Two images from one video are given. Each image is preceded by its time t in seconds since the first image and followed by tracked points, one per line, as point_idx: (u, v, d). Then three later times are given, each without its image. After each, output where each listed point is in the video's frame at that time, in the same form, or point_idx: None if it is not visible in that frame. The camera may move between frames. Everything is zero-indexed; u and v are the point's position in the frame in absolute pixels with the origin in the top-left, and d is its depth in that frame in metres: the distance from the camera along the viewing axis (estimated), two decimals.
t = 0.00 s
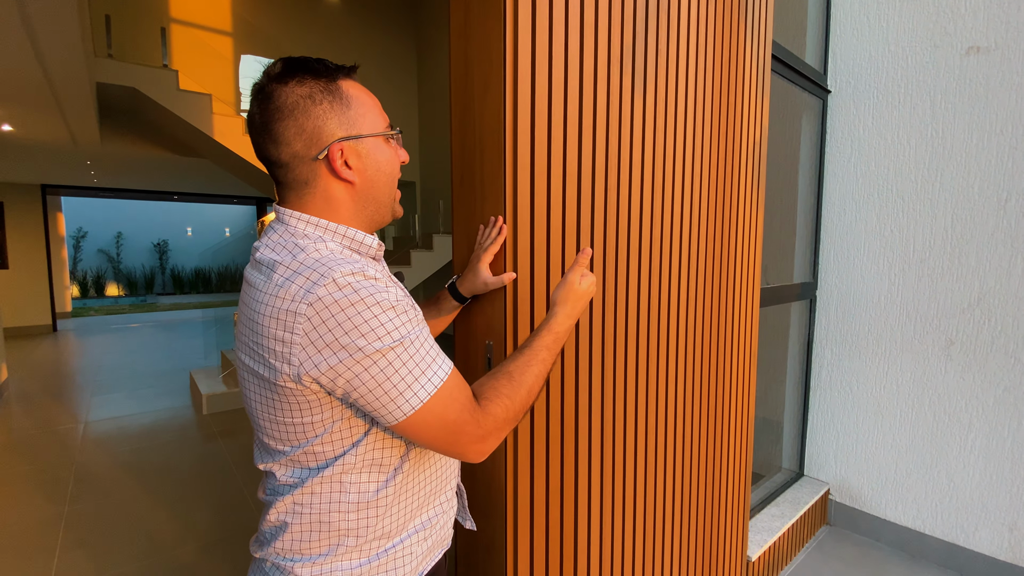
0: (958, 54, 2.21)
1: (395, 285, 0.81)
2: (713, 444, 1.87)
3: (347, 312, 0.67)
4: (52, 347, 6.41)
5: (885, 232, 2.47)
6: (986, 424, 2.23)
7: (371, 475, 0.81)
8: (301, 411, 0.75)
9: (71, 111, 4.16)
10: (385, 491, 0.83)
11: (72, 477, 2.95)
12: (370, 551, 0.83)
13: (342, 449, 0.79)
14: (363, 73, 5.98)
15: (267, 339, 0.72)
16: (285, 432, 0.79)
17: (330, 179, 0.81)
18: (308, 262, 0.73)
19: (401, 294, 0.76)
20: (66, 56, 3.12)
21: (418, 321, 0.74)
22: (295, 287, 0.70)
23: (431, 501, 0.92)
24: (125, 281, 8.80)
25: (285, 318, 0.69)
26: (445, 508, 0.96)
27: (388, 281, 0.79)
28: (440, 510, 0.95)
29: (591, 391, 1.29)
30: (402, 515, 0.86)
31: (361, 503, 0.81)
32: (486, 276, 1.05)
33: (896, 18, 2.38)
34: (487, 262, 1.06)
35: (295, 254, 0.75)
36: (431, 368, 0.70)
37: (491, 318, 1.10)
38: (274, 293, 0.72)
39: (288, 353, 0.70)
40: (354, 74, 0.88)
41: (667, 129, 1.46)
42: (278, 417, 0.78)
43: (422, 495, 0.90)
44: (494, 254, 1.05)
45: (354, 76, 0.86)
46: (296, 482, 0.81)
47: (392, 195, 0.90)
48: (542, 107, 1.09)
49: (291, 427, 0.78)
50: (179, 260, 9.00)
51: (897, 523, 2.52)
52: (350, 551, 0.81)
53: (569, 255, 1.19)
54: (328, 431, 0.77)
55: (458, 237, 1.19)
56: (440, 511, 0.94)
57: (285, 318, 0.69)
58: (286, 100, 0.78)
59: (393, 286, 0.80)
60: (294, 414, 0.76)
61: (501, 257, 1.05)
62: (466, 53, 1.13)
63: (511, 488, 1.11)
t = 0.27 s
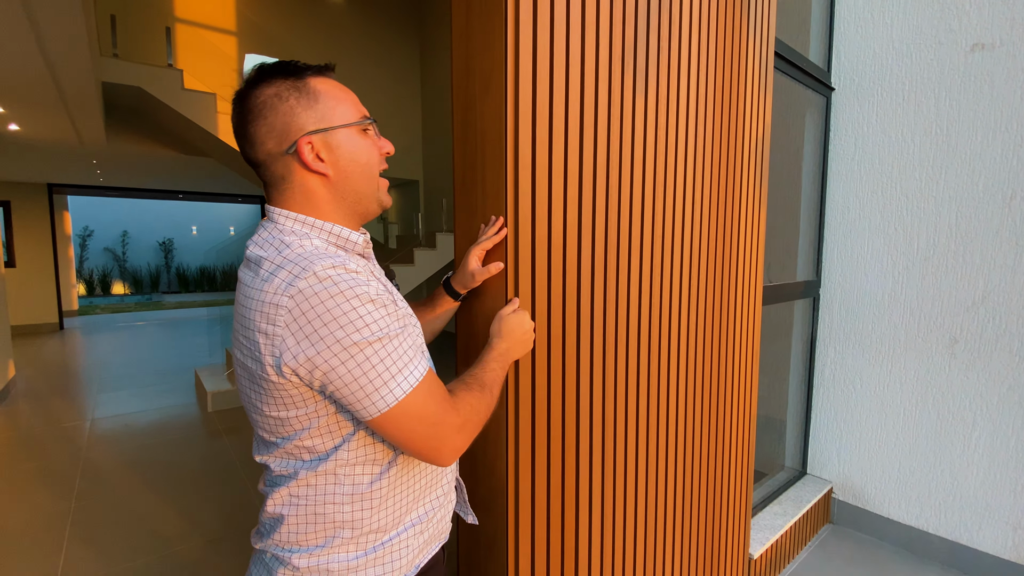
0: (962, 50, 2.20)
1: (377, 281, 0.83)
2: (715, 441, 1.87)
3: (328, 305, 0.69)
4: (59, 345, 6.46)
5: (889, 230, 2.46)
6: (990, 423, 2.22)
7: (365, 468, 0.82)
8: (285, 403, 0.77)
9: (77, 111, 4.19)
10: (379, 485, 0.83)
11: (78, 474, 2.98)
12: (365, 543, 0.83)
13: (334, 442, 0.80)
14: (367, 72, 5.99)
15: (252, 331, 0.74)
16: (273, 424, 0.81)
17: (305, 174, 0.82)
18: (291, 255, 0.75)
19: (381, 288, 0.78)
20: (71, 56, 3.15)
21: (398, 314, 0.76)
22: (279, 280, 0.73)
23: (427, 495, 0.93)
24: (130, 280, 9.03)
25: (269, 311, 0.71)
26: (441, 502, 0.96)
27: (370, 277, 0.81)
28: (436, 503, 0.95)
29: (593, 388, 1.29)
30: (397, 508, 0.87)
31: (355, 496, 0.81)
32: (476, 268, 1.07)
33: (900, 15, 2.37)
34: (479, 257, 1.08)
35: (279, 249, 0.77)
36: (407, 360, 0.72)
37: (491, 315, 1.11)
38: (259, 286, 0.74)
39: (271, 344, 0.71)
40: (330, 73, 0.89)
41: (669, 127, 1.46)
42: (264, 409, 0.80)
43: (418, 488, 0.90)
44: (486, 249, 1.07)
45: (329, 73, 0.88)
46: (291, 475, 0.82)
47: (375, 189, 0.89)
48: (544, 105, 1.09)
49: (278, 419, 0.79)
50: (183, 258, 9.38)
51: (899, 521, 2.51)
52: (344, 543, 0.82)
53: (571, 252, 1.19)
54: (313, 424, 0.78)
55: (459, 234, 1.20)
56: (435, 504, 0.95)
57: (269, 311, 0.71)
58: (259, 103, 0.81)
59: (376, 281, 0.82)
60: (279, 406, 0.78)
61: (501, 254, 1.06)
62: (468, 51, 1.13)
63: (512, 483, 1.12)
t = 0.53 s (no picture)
0: (971, 49, 2.18)
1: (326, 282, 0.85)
2: (719, 443, 1.86)
3: (244, 304, 0.74)
4: (71, 344, 6.55)
5: (897, 231, 2.44)
6: (1000, 426, 2.19)
7: (324, 463, 0.85)
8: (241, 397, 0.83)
9: (88, 114, 4.26)
10: (348, 482, 0.84)
11: (88, 472, 3.02)
12: (333, 535, 0.86)
13: (292, 436, 0.85)
14: (374, 74, 6.02)
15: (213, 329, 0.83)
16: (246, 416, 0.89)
17: (264, 186, 0.91)
18: (240, 260, 0.82)
19: (315, 288, 0.80)
20: (82, 60, 3.19)
21: (322, 311, 0.77)
22: (225, 283, 0.80)
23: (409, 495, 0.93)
24: (141, 280, 9.15)
25: (215, 311, 0.79)
26: (427, 503, 0.96)
27: (316, 278, 0.84)
28: (420, 504, 0.95)
29: (594, 391, 1.29)
30: (369, 506, 0.87)
31: (314, 488, 0.85)
32: (474, 275, 1.09)
33: (908, 14, 2.35)
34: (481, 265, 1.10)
35: (239, 254, 0.85)
36: (322, 355, 0.71)
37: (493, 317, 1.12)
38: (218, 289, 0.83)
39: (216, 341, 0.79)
40: (287, 86, 0.95)
41: (672, 128, 1.46)
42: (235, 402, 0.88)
43: (390, 487, 0.90)
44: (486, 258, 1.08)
45: (283, 87, 0.94)
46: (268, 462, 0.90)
47: (333, 188, 0.91)
48: (544, 107, 1.09)
49: (244, 412, 0.86)
50: (193, 259, 9.53)
51: (907, 525, 2.49)
52: (314, 530, 0.86)
53: (572, 254, 1.19)
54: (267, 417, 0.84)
55: (461, 237, 1.21)
56: (416, 505, 0.94)
57: (215, 311, 0.79)
58: (225, 131, 0.93)
59: (319, 282, 0.84)
60: (239, 400, 0.84)
61: (502, 257, 1.07)
62: (469, 55, 1.14)
63: (512, 484, 1.12)
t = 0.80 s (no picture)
0: (991, 46, 2.12)
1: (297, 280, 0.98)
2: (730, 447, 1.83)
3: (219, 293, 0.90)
4: (92, 344, 6.71)
5: (914, 232, 2.39)
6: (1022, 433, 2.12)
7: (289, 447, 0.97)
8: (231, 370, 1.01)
9: (109, 120, 4.37)
10: (313, 464, 0.95)
11: (106, 469, 3.09)
12: (302, 509, 0.98)
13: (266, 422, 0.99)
14: (388, 77, 6.08)
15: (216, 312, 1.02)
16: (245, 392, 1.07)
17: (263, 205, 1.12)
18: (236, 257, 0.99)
19: (279, 284, 0.93)
20: (102, 67, 3.28)
21: (276, 304, 0.89)
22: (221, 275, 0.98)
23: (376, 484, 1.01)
24: (160, 281, 9.34)
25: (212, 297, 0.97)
26: (395, 494, 1.04)
27: (288, 275, 0.97)
28: (389, 494, 1.03)
29: (600, 393, 1.28)
30: (332, 488, 0.97)
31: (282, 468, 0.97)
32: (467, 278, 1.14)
33: (925, 10, 2.30)
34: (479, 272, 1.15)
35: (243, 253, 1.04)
36: (264, 343, 0.84)
37: (497, 319, 1.12)
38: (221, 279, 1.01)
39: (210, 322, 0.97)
40: (272, 115, 1.13)
41: (680, 129, 1.44)
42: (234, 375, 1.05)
43: (351, 473, 0.98)
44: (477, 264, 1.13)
45: (268, 117, 1.12)
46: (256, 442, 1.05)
47: (298, 197, 1.06)
48: (549, 108, 1.09)
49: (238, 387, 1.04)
50: (211, 261, 9.69)
51: (925, 534, 2.42)
52: (288, 501, 0.98)
53: (577, 256, 1.19)
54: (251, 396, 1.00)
55: (466, 239, 1.21)
56: (379, 491, 1.01)
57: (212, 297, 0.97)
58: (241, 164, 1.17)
59: (290, 279, 0.97)
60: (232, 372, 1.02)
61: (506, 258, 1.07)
62: (474, 57, 1.14)
63: (516, 486, 1.11)
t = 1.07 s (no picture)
0: None
1: (307, 277, 1.08)
2: (754, 451, 1.78)
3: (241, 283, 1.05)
4: (127, 342, 6.97)
5: (951, 231, 2.28)
6: None
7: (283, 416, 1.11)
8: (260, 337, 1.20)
9: (144, 126, 4.53)
10: (290, 435, 1.07)
11: (139, 462, 3.20)
12: (292, 472, 1.11)
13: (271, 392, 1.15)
14: (411, 81, 6.15)
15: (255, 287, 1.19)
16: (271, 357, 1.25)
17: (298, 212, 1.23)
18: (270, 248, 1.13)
19: (288, 281, 1.04)
20: (136, 75, 3.40)
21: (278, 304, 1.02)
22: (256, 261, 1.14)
23: (351, 458, 1.12)
24: (192, 282, 9.64)
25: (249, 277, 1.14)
26: (370, 468, 1.13)
27: (300, 272, 1.08)
28: (363, 468, 1.12)
29: (620, 394, 1.25)
30: (317, 457, 1.10)
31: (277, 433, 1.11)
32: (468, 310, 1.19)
33: None
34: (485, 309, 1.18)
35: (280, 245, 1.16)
36: (258, 338, 1.00)
37: (513, 318, 1.10)
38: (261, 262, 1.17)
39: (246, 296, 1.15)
40: (304, 129, 1.21)
41: (701, 125, 1.41)
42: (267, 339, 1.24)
43: (334, 446, 1.10)
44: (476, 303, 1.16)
45: (300, 131, 1.21)
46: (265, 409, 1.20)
47: (317, 208, 1.14)
48: (565, 106, 1.07)
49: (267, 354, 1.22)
50: (239, 263, 9.96)
51: (963, 547, 2.31)
52: (279, 467, 1.13)
53: (595, 255, 1.16)
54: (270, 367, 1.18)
55: (482, 239, 1.20)
56: (359, 465, 1.12)
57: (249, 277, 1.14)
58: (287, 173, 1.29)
59: (301, 277, 1.08)
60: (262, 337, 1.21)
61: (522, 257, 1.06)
62: (490, 56, 1.14)
63: (531, 488, 1.10)
